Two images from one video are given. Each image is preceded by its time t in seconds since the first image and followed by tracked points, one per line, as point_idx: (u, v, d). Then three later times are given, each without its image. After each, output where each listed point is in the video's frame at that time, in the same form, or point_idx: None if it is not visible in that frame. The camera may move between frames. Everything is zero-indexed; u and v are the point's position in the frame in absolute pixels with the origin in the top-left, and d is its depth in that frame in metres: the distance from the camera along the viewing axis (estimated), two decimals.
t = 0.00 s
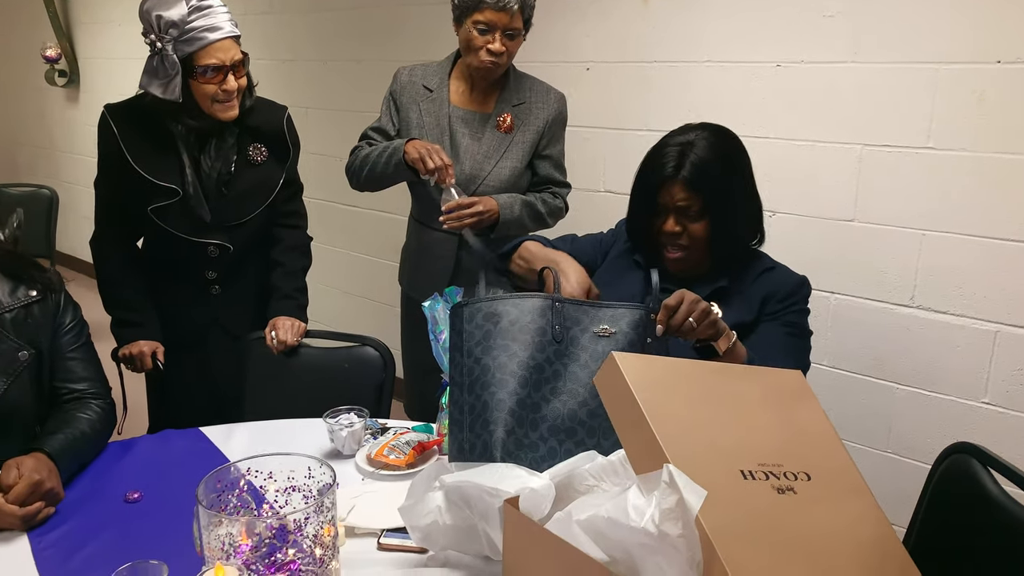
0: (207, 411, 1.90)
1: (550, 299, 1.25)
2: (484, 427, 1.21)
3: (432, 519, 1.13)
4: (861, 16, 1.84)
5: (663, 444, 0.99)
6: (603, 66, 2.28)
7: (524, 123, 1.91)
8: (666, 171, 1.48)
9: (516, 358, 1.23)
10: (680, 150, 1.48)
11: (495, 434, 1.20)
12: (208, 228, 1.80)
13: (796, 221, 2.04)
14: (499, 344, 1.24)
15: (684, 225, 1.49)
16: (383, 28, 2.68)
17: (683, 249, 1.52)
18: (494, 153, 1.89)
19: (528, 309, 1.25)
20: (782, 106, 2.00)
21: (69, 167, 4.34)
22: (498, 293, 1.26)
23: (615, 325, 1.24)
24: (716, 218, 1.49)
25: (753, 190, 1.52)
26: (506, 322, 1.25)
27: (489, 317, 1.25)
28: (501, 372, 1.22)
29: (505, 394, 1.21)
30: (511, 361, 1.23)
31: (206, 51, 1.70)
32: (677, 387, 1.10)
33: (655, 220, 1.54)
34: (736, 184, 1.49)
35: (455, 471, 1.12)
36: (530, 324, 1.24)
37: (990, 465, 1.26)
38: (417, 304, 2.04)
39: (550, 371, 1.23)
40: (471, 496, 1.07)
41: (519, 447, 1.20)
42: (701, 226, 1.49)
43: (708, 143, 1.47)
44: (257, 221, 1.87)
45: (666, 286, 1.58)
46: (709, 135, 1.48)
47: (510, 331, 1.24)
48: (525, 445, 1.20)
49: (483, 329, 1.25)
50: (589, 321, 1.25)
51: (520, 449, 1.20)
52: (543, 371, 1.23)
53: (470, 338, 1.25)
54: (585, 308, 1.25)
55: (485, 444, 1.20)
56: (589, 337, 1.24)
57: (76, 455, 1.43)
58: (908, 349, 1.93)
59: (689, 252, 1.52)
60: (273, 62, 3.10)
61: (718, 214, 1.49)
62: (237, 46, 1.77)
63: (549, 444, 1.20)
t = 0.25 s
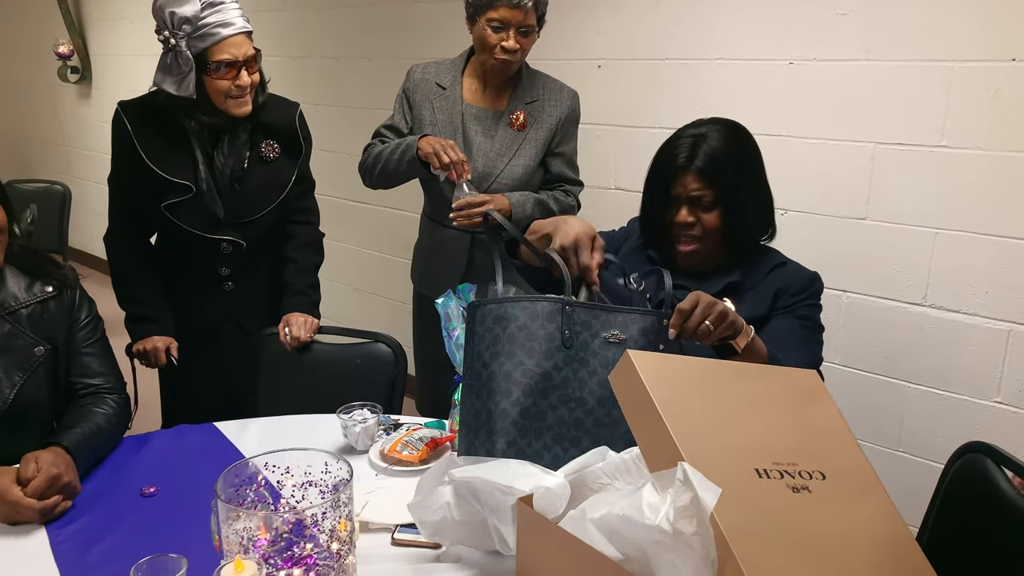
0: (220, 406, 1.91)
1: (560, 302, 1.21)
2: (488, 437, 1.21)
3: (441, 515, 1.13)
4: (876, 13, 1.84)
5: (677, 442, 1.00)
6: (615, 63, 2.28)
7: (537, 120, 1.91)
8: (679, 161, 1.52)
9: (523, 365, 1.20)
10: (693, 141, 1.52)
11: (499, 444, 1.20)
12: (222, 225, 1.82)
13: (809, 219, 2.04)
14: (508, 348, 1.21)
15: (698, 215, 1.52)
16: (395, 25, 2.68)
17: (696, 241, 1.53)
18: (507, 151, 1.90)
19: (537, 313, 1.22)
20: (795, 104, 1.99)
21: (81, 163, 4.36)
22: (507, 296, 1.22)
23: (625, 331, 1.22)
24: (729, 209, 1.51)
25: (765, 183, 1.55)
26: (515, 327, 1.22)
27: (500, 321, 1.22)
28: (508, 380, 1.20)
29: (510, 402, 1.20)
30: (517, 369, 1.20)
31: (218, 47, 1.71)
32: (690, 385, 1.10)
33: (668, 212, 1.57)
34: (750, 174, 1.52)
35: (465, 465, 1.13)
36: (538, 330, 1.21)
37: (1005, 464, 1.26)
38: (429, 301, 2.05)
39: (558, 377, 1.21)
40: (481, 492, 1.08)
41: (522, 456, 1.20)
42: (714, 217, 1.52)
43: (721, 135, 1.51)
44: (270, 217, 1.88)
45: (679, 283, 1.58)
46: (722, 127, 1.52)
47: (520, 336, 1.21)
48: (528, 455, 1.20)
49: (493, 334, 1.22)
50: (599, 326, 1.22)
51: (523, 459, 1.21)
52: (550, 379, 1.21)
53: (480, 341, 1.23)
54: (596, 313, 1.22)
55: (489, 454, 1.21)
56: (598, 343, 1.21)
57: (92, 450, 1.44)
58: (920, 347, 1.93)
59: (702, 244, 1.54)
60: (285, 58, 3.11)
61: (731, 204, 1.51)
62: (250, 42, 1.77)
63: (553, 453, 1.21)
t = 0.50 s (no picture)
0: (239, 403, 1.93)
1: (574, 321, 1.14)
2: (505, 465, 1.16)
3: (466, 516, 1.14)
4: (896, 12, 1.83)
5: (697, 441, 1.00)
6: (631, 62, 2.28)
7: (556, 119, 1.91)
8: (701, 151, 1.54)
9: (539, 390, 1.15)
10: (716, 132, 1.54)
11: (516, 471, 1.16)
12: (241, 222, 1.83)
13: (827, 219, 2.03)
14: (522, 371, 1.14)
15: (718, 204, 1.54)
16: (411, 23, 2.69)
17: (716, 230, 1.55)
18: (525, 149, 1.90)
19: (550, 333, 1.14)
20: (813, 103, 1.99)
21: (99, 161, 4.40)
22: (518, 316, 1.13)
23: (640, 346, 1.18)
24: (749, 199, 1.53)
25: (784, 177, 1.58)
26: (528, 349, 1.14)
27: (510, 343, 1.14)
28: (523, 406, 1.15)
29: (526, 428, 1.15)
30: (535, 394, 1.15)
31: (239, 46, 1.72)
32: (708, 384, 1.10)
33: (688, 203, 1.59)
34: (771, 167, 1.55)
35: (488, 468, 1.14)
36: (553, 350, 1.15)
37: None
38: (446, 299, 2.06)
39: (575, 396, 1.17)
40: (504, 492, 1.08)
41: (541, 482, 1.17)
42: (734, 207, 1.54)
43: (744, 128, 1.54)
44: (288, 216, 1.89)
45: (698, 281, 1.58)
46: (745, 121, 1.55)
47: (534, 359, 1.15)
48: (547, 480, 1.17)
49: (504, 357, 1.14)
50: (613, 342, 1.17)
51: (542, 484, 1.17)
52: (567, 400, 1.17)
53: (488, 364, 1.15)
54: (610, 329, 1.17)
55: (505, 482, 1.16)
56: (614, 359, 1.17)
57: (116, 446, 1.46)
58: (938, 348, 1.92)
59: (722, 234, 1.55)
60: (301, 57, 3.13)
61: (751, 195, 1.54)
62: (269, 41, 1.78)
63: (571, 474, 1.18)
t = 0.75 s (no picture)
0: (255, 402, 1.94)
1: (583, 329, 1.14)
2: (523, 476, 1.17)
3: (487, 521, 1.14)
4: (915, 11, 1.81)
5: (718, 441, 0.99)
6: (646, 61, 2.28)
7: (571, 117, 1.91)
8: (720, 139, 1.56)
9: (553, 401, 1.15)
10: (737, 123, 1.55)
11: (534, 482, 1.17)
12: (257, 221, 1.83)
13: (844, 218, 2.02)
14: (534, 382, 1.15)
15: (735, 193, 1.53)
16: (425, 22, 2.69)
17: (731, 220, 1.55)
18: (541, 148, 1.90)
19: (560, 343, 1.14)
20: (831, 102, 1.98)
21: (114, 159, 4.43)
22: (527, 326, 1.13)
23: (653, 350, 1.17)
24: (767, 189, 1.53)
25: (804, 173, 1.57)
26: (540, 360, 1.14)
27: (521, 355, 1.14)
28: (538, 417, 1.15)
29: (542, 439, 1.16)
30: (548, 405, 1.15)
31: (257, 46, 1.73)
32: (729, 383, 1.10)
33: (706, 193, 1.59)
34: (791, 161, 1.54)
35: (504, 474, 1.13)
36: (563, 360, 1.14)
37: None
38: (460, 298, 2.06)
39: (590, 403, 1.17)
40: (525, 497, 1.08)
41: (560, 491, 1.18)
42: (751, 197, 1.53)
43: (765, 120, 1.54)
44: (304, 215, 1.90)
45: (715, 279, 1.57)
46: (767, 116, 1.56)
47: (546, 369, 1.15)
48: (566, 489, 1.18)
49: (516, 369, 1.14)
50: (625, 348, 1.16)
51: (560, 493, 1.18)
52: (581, 409, 1.17)
53: (501, 376, 1.15)
54: (621, 335, 1.15)
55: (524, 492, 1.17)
56: (628, 365, 1.16)
57: (136, 444, 1.47)
58: (956, 349, 1.90)
59: (738, 223, 1.55)
60: (316, 57, 3.14)
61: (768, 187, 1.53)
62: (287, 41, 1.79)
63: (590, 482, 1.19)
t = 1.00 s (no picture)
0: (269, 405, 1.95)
1: (589, 336, 1.14)
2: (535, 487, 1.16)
3: (501, 531, 1.14)
4: (930, 14, 1.81)
5: (739, 449, 0.99)
6: (659, 65, 2.28)
7: (584, 121, 1.91)
8: (731, 140, 1.56)
9: (563, 410, 1.15)
10: (749, 125, 1.56)
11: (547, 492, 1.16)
12: (271, 226, 1.84)
13: (859, 222, 2.01)
14: (543, 393, 1.15)
15: (747, 193, 1.53)
16: (438, 26, 2.70)
17: (743, 219, 1.55)
18: (553, 151, 1.90)
19: (567, 352, 1.14)
20: (845, 106, 1.97)
21: (127, 162, 4.46)
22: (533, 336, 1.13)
23: (662, 355, 1.17)
24: (779, 188, 1.52)
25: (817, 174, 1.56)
26: (548, 370, 1.14)
27: (528, 365, 1.14)
28: (548, 427, 1.15)
29: (552, 449, 1.15)
30: (558, 415, 1.15)
31: (273, 52, 1.74)
32: (748, 391, 1.09)
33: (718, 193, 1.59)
34: (804, 162, 1.54)
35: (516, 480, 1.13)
36: (571, 368, 1.15)
37: None
38: (474, 301, 2.06)
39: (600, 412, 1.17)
40: (538, 504, 1.08)
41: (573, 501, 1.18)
42: (763, 196, 1.53)
43: (777, 122, 1.54)
44: (317, 219, 1.90)
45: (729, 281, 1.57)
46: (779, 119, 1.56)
47: (554, 379, 1.15)
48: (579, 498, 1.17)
49: (523, 380, 1.14)
50: (634, 354, 1.16)
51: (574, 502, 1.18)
52: (591, 417, 1.17)
53: (509, 388, 1.15)
54: (628, 341, 1.16)
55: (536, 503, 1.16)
56: (637, 371, 1.16)
57: (152, 447, 1.48)
58: (972, 353, 1.89)
59: (749, 223, 1.54)
60: (328, 60, 3.15)
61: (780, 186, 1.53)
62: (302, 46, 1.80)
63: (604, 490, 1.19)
